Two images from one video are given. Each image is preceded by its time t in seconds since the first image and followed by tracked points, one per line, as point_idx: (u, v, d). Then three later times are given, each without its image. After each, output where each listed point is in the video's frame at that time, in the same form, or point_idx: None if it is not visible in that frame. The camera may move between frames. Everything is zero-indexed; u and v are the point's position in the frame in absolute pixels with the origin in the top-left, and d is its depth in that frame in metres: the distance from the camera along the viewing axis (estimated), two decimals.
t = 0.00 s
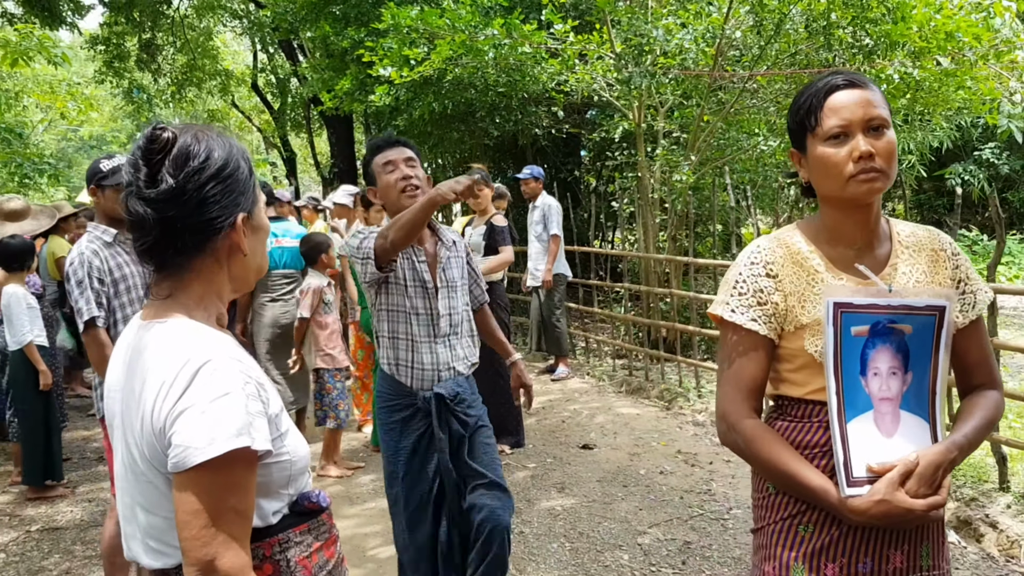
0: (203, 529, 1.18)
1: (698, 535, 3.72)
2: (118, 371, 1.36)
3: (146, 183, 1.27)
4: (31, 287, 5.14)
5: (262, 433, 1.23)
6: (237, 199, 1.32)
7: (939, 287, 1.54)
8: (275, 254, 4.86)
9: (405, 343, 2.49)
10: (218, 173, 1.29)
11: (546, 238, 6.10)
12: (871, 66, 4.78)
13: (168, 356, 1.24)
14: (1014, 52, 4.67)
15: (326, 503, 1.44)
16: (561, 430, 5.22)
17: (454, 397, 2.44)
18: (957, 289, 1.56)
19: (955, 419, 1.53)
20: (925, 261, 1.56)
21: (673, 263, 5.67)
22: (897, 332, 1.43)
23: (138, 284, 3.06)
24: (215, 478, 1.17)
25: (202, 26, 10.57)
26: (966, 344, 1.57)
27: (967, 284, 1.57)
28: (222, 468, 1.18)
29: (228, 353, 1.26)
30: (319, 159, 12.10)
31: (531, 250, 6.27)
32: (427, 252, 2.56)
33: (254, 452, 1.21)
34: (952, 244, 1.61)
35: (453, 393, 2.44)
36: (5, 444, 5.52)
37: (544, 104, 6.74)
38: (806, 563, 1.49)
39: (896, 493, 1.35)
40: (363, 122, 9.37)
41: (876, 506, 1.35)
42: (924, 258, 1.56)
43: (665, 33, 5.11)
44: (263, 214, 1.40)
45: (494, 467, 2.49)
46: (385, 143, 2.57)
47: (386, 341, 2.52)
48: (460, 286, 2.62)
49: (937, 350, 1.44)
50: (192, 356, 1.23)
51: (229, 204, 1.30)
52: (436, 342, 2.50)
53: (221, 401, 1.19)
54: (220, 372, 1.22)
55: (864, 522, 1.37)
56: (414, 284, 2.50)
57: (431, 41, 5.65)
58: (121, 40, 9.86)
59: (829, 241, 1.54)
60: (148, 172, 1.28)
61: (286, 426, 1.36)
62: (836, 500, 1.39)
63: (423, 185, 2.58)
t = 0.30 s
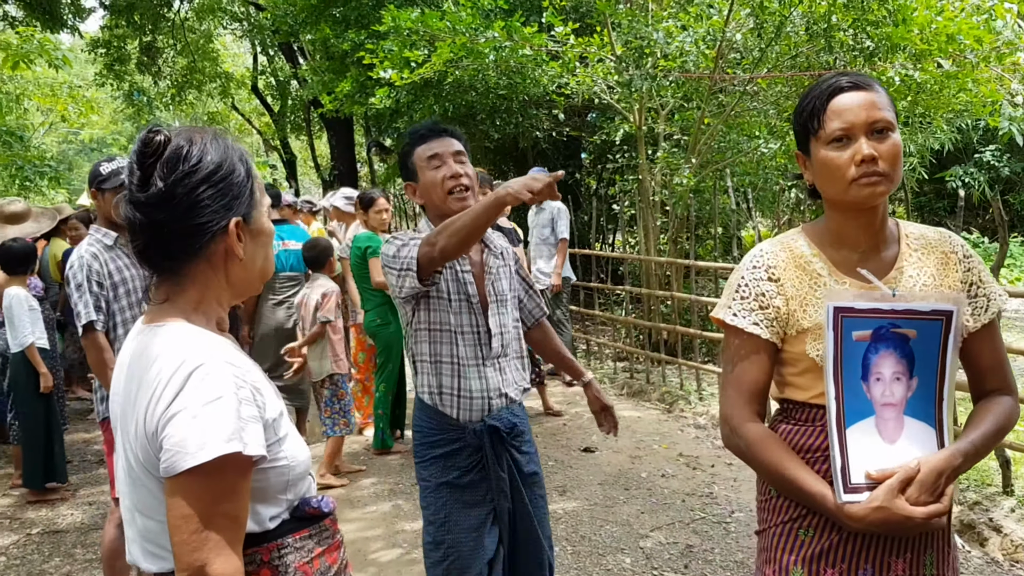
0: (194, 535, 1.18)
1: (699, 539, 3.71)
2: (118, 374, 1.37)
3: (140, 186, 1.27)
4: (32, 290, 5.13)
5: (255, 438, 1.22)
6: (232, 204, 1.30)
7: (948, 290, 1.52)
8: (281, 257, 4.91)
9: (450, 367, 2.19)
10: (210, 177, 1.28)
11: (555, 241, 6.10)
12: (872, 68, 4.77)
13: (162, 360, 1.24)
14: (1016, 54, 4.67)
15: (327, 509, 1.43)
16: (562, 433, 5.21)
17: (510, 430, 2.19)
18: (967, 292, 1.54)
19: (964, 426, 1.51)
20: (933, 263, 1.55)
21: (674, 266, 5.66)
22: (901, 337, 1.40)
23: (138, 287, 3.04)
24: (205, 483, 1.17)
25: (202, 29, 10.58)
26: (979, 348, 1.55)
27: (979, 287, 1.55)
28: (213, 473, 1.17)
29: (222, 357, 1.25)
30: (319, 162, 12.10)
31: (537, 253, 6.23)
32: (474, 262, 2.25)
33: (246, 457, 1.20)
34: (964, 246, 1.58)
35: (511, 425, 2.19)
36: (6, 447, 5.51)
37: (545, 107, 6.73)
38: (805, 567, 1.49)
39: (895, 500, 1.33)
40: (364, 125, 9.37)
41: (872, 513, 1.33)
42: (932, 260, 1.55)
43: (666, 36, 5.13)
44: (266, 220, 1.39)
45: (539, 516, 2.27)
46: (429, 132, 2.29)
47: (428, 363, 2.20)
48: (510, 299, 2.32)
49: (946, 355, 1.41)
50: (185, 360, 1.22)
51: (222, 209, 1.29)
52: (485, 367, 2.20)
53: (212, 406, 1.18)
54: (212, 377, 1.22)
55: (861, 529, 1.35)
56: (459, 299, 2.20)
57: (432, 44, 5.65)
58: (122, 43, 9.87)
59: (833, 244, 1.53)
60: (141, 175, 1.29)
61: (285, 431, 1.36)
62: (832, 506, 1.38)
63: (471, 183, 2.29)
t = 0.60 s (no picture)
0: (176, 544, 1.17)
1: (699, 545, 3.71)
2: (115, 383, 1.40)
3: (125, 199, 1.32)
4: (33, 295, 5.14)
5: (241, 446, 1.22)
6: (214, 213, 1.30)
7: (948, 301, 1.54)
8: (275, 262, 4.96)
9: (459, 398, 1.95)
10: (187, 187, 1.28)
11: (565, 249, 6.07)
12: (873, 74, 4.78)
13: (150, 369, 1.25)
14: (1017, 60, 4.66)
15: (320, 519, 1.44)
16: (562, 439, 5.21)
17: (530, 474, 1.97)
18: (973, 303, 1.53)
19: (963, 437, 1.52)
20: (935, 273, 1.55)
21: (675, 271, 5.66)
22: (890, 347, 1.46)
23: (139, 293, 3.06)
24: (188, 492, 1.17)
25: (205, 33, 10.60)
26: (988, 363, 1.53)
27: (992, 299, 1.52)
28: (195, 481, 1.17)
29: (209, 366, 1.26)
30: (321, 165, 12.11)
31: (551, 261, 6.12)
32: (482, 274, 2.03)
33: (231, 465, 1.19)
34: (977, 253, 1.56)
35: (531, 467, 1.97)
36: (6, 451, 5.51)
37: (546, 112, 6.74)
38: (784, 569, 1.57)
39: (865, 510, 1.40)
40: (365, 129, 9.39)
41: (841, 522, 1.41)
42: (936, 270, 1.55)
43: (667, 41, 5.13)
44: (264, 229, 1.39)
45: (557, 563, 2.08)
46: (433, 125, 2.07)
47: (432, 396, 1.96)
48: (525, 317, 2.08)
49: (938, 366, 1.45)
50: (173, 368, 1.23)
51: (202, 215, 1.29)
52: (499, 397, 1.96)
53: (196, 414, 1.19)
54: (198, 385, 1.22)
55: (830, 536, 1.43)
56: (466, 319, 1.97)
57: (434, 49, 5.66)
58: (124, 47, 9.90)
59: (826, 252, 1.59)
60: (130, 187, 1.32)
61: (276, 439, 1.36)
62: (805, 512, 1.46)
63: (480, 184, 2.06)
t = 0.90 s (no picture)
0: (150, 542, 1.18)
1: (695, 546, 3.71)
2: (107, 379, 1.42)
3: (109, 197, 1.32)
4: (29, 294, 5.14)
5: (222, 447, 1.23)
6: (190, 213, 1.29)
7: (937, 307, 1.52)
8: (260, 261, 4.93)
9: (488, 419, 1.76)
10: (161, 187, 1.28)
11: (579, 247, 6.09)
12: (871, 76, 4.81)
13: (136, 367, 1.27)
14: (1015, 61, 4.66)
15: (310, 520, 1.44)
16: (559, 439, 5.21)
17: (568, 504, 1.81)
18: (966, 309, 1.50)
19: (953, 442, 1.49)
20: (926, 276, 1.53)
21: (672, 271, 5.66)
22: (869, 350, 1.47)
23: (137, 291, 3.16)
24: (166, 491, 1.18)
25: (203, 31, 10.59)
26: (983, 369, 1.49)
27: (996, 304, 1.47)
28: (174, 481, 1.18)
29: (193, 366, 1.26)
30: (319, 165, 12.10)
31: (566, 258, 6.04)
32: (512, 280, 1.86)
33: (209, 467, 1.20)
34: (978, 256, 1.51)
35: (568, 497, 1.81)
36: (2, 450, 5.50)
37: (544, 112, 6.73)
38: (759, 561, 1.63)
39: (826, 508, 1.44)
40: (363, 128, 9.39)
41: (802, 516, 1.46)
42: (926, 276, 1.54)
43: (665, 42, 5.12)
44: (251, 229, 1.37)
45: None
46: (458, 106, 1.84)
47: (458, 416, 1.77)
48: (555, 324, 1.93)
49: (920, 372, 1.44)
50: (157, 367, 1.25)
51: (180, 214, 1.29)
52: (530, 417, 1.79)
53: (177, 414, 1.20)
54: (181, 385, 1.23)
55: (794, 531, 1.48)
56: (494, 328, 1.79)
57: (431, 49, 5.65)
58: (122, 45, 9.88)
59: (819, 254, 1.65)
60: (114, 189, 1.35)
61: (265, 440, 1.37)
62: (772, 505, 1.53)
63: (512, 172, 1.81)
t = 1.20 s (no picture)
0: (121, 547, 1.19)
1: (680, 546, 3.71)
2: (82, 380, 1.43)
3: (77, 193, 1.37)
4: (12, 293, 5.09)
5: (188, 452, 1.23)
6: (133, 214, 1.32)
7: (921, 308, 1.55)
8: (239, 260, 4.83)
9: (541, 450, 1.58)
10: (104, 189, 1.32)
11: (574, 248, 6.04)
12: (858, 77, 4.81)
13: (106, 369, 1.27)
14: (1000, 65, 4.70)
15: (288, 524, 1.43)
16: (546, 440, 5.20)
17: (633, 538, 1.67)
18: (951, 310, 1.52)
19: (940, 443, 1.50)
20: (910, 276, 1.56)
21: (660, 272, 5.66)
22: (856, 352, 1.47)
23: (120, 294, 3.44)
24: (131, 494, 1.19)
25: (190, 30, 10.55)
26: (968, 369, 1.50)
27: (979, 303, 1.49)
28: (137, 485, 1.19)
29: (162, 369, 1.26)
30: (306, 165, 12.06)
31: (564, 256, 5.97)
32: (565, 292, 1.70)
33: (174, 472, 1.20)
34: (962, 257, 1.54)
35: (633, 530, 1.67)
36: None
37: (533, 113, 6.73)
38: (747, 566, 1.61)
39: (813, 512, 1.44)
40: (351, 128, 9.37)
41: (790, 521, 1.45)
42: (911, 278, 1.56)
43: (653, 43, 5.12)
44: (206, 232, 1.37)
45: None
46: (509, 84, 1.65)
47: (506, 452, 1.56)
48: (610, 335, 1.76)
49: (906, 373, 1.44)
50: (124, 371, 1.25)
51: (127, 216, 1.32)
52: (590, 442, 1.62)
53: (141, 419, 1.20)
54: (146, 389, 1.23)
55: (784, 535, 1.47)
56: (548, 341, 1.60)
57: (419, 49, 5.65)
58: (109, 43, 9.84)
59: (806, 254, 1.65)
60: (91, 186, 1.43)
61: (239, 444, 1.37)
62: (760, 509, 1.51)
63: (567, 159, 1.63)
